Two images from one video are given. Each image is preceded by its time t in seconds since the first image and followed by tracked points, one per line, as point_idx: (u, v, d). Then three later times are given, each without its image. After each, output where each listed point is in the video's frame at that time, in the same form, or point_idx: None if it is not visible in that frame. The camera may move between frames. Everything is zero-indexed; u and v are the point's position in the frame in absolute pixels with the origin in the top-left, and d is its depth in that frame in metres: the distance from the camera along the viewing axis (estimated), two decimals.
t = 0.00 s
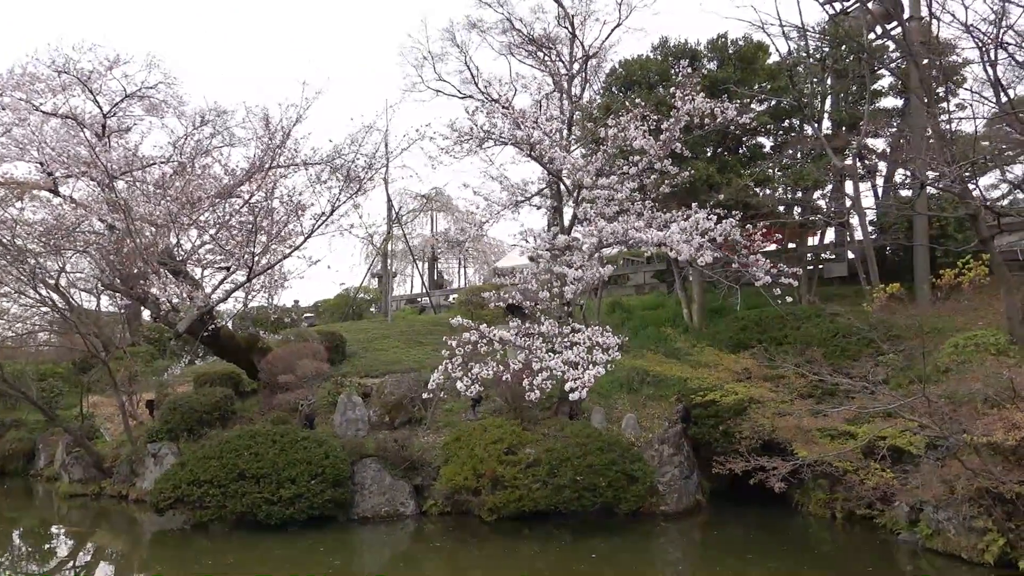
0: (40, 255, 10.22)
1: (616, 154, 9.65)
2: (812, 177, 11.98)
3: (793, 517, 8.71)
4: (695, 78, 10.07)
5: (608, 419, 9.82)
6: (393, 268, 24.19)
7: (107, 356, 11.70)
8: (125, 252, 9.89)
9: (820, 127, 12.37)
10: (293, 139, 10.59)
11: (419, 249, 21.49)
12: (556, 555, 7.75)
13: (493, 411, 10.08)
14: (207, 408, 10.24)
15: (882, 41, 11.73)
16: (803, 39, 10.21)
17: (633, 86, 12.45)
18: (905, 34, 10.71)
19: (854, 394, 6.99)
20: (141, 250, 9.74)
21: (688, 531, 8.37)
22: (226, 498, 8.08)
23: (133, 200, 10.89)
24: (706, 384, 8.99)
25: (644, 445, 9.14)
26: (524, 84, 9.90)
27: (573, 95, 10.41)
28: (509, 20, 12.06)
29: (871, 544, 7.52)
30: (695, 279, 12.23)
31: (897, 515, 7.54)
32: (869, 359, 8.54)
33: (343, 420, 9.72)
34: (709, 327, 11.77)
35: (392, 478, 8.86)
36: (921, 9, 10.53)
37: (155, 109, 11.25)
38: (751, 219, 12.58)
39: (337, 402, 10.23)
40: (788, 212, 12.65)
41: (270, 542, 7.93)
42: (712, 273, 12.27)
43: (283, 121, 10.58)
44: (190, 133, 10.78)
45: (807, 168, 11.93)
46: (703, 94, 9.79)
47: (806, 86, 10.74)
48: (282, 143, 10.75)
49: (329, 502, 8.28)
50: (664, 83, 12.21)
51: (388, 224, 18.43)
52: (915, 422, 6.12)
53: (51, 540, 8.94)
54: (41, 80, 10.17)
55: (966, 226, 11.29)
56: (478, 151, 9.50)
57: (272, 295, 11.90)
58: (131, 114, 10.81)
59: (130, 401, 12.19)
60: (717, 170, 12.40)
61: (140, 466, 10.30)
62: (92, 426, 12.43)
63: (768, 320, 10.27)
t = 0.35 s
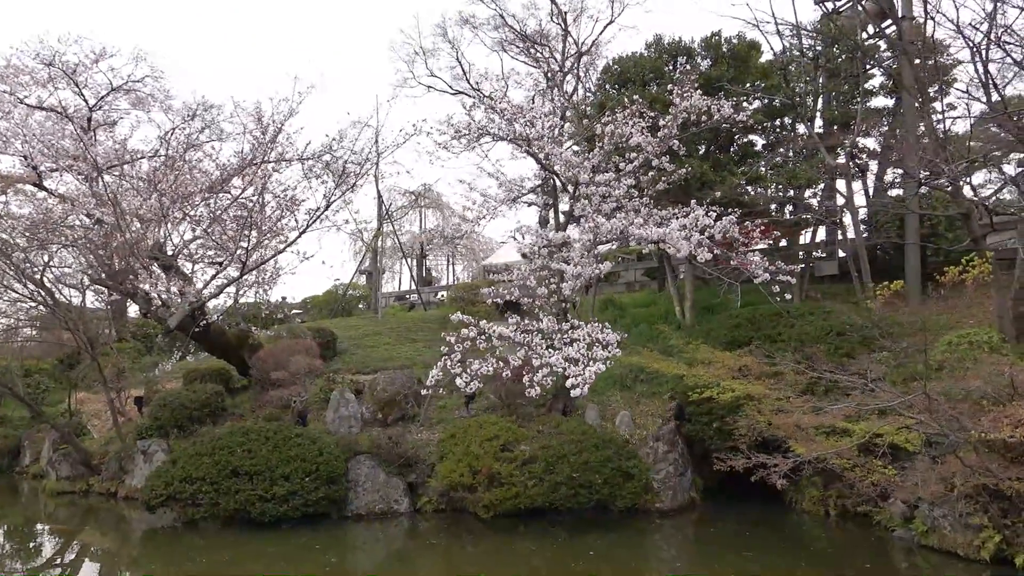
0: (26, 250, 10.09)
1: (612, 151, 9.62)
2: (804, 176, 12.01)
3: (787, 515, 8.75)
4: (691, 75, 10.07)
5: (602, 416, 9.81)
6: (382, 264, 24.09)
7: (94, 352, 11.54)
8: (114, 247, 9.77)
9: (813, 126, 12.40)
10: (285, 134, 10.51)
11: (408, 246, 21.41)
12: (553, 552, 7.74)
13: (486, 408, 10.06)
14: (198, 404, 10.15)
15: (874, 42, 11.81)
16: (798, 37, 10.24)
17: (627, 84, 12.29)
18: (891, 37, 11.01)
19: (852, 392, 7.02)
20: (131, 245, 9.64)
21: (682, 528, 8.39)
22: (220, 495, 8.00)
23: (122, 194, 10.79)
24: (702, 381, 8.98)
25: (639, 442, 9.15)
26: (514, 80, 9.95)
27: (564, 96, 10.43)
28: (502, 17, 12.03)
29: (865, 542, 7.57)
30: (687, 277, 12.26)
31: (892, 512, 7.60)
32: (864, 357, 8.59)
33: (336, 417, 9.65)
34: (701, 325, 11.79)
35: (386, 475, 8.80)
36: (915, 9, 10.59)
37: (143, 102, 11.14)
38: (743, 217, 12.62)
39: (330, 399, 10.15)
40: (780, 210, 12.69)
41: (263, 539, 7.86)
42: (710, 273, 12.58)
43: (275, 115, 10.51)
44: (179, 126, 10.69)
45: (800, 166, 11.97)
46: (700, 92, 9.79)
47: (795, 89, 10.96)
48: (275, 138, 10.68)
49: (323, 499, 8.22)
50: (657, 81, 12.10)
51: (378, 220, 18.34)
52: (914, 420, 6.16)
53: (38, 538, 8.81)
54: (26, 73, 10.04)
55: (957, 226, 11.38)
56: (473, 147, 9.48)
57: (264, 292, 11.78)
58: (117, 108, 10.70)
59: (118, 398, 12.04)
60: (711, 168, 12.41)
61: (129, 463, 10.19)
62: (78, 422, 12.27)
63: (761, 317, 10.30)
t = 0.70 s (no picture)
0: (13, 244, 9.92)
1: (614, 145, 9.50)
2: (802, 172, 11.96)
3: (787, 511, 8.75)
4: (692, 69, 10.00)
5: (601, 412, 9.75)
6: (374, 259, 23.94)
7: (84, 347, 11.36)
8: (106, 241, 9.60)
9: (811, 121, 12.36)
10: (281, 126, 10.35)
11: (401, 241, 21.27)
12: (554, 549, 7.70)
13: (484, 404, 9.97)
14: (192, 400, 10.05)
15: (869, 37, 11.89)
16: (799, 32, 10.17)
17: (625, 79, 12.22)
18: (885, 33, 11.19)
19: (855, 389, 6.99)
20: (122, 239, 9.49)
21: (683, 525, 8.37)
22: (216, 492, 7.88)
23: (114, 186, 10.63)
24: (703, 377, 8.91)
25: (639, 439, 9.10)
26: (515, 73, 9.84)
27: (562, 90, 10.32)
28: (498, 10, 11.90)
29: (867, 538, 7.58)
30: (685, 273, 12.21)
31: (894, 508, 7.61)
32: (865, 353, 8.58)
33: (332, 412, 9.54)
34: (699, 321, 11.75)
35: (384, 472, 8.71)
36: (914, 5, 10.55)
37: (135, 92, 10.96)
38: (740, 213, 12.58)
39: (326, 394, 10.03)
40: (777, 207, 12.67)
41: (259, 536, 7.77)
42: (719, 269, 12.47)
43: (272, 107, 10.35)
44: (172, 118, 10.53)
45: (798, 163, 11.94)
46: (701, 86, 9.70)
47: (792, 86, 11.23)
48: (271, 130, 10.51)
49: (321, 496, 8.10)
50: (654, 77, 12.00)
51: (371, 215, 18.19)
52: (920, 417, 6.14)
53: (29, 536, 8.67)
54: (13, 64, 9.86)
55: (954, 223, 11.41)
56: (472, 141, 9.37)
57: (260, 286, 11.62)
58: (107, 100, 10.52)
59: (109, 393, 11.88)
60: (709, 164, 12.35)
61: (123, 460, 10.05)
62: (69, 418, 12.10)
63: (761, 314, 10.28)
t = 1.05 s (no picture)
0: (2, 238, 9.75)
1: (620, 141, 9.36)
2: (804, 170, 11.91)
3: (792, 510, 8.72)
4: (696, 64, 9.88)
5: (604, 411, 9.67)
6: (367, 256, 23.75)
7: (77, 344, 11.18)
8: (100, 237, 9.51)
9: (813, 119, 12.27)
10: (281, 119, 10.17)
11: (395, 237, 21.09)
12: (561, 549, 7.61)
13: (485, 402, 9.87)
14: (187, 397, 10.02)
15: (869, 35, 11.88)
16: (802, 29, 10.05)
17: (626, 75, 12.05)
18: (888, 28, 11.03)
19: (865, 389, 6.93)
20: (117, 234, 9.40)
21: (688, 524, 8.32)
22: (216, 492, 7.74)
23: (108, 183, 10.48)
24: (709, 376, 8.83)
25: (643, 437, 9.03)
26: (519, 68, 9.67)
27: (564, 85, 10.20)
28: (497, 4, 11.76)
29: (874, 537, 7.56)
30: (686, 271, 12.14)
31: (900, 506, 7.59)
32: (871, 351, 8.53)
33: (332, 410, 9.42)
34: (700, 319, 11.69)
35: (386, 471, 8.61)
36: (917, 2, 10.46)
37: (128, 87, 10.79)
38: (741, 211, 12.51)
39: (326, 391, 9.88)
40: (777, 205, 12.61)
41: (259, 536, 7.65)
42: (728, 268, 12.35)
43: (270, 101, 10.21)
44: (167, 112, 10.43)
45: (800, 161, 11.86)
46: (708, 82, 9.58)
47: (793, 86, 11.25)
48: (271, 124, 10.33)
49: (323, 495, 7.97)
50: (655, 73, 11.88)
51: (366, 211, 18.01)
52: (933, 417, 6.07)
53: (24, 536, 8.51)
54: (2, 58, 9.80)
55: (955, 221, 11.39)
56: (475, 138, 9.23)
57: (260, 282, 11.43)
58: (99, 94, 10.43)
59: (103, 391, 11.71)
60: (709, 161, 12.25)
61: (118, 458, 9.90)
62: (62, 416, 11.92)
63: (765, 312, 10.23)
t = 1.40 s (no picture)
0: None
1: (635, 139, 9.22)
2: (812, 169, 11.88)
3: (804, 510, 8.70)
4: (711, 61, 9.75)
5: (614, 409, 9.60)
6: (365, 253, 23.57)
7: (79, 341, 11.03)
8: (102, 233, 9.44)
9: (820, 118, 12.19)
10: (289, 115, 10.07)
11: (395, 235, 20.93)
12: (575, 549, 7.56)
13: (494, 401, 9.79)
14: (193, 396, 9.88)
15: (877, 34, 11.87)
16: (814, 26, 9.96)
17: (634, 72, 11.96)
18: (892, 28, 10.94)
19: (885, 389, 6.89)
20: (117, 228, 9.37)
21: (701, 524, 8.28)
22: (227, 491, 7.65)
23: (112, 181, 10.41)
24: (721, 375, 8.78)
25: (654, 436, 8.97)
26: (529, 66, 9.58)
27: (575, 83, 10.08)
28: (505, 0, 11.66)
29: (890, 538, 7.55)
30: (692, 269, 12.09)
31: (917, 507, 7.57)
32: (886, 351, 8.49)
33: (339, 408, 9.32)
34: (707, 318, 11.63)
35: (396, 470, 8.52)
36: None
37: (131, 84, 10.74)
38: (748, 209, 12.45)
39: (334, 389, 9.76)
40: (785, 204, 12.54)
41: (270, 536, 7.56)
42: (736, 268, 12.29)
43: (276, 97, 10.16)
44: (170, 107, 10.44)
45: (809, 160, 11.80)
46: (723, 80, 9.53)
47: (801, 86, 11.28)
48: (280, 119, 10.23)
49: (335, 494, 7.89)
50: (664, 70, 11.81)
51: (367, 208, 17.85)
52: (959, 418, 6.04)
53: (29, 536, 8.38)
54: None
55: (964, 221, 11.37)
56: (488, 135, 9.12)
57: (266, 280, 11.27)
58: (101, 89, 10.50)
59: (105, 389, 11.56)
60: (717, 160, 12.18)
61: (123, 457, 9.78)
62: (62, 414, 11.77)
63: (775, 311, 10.19)
